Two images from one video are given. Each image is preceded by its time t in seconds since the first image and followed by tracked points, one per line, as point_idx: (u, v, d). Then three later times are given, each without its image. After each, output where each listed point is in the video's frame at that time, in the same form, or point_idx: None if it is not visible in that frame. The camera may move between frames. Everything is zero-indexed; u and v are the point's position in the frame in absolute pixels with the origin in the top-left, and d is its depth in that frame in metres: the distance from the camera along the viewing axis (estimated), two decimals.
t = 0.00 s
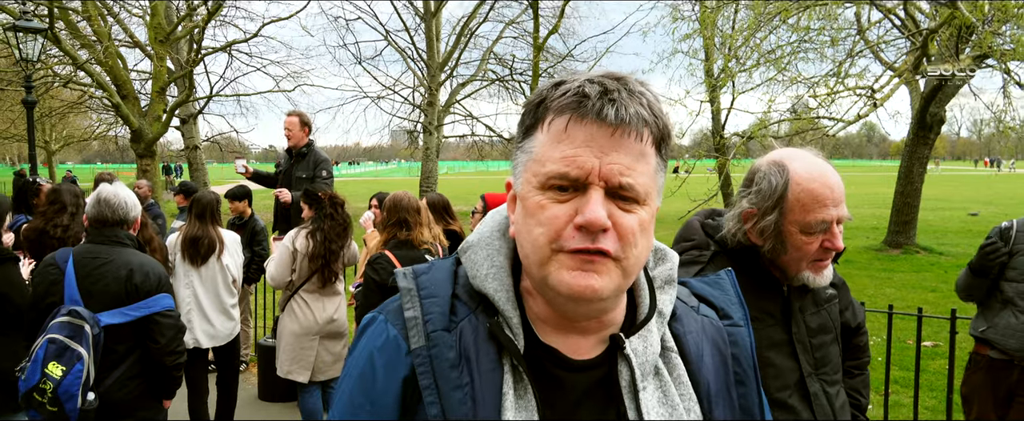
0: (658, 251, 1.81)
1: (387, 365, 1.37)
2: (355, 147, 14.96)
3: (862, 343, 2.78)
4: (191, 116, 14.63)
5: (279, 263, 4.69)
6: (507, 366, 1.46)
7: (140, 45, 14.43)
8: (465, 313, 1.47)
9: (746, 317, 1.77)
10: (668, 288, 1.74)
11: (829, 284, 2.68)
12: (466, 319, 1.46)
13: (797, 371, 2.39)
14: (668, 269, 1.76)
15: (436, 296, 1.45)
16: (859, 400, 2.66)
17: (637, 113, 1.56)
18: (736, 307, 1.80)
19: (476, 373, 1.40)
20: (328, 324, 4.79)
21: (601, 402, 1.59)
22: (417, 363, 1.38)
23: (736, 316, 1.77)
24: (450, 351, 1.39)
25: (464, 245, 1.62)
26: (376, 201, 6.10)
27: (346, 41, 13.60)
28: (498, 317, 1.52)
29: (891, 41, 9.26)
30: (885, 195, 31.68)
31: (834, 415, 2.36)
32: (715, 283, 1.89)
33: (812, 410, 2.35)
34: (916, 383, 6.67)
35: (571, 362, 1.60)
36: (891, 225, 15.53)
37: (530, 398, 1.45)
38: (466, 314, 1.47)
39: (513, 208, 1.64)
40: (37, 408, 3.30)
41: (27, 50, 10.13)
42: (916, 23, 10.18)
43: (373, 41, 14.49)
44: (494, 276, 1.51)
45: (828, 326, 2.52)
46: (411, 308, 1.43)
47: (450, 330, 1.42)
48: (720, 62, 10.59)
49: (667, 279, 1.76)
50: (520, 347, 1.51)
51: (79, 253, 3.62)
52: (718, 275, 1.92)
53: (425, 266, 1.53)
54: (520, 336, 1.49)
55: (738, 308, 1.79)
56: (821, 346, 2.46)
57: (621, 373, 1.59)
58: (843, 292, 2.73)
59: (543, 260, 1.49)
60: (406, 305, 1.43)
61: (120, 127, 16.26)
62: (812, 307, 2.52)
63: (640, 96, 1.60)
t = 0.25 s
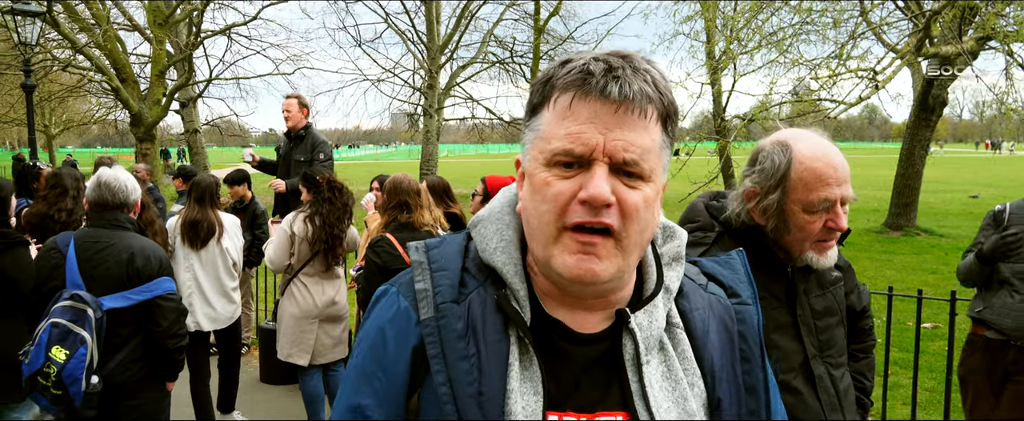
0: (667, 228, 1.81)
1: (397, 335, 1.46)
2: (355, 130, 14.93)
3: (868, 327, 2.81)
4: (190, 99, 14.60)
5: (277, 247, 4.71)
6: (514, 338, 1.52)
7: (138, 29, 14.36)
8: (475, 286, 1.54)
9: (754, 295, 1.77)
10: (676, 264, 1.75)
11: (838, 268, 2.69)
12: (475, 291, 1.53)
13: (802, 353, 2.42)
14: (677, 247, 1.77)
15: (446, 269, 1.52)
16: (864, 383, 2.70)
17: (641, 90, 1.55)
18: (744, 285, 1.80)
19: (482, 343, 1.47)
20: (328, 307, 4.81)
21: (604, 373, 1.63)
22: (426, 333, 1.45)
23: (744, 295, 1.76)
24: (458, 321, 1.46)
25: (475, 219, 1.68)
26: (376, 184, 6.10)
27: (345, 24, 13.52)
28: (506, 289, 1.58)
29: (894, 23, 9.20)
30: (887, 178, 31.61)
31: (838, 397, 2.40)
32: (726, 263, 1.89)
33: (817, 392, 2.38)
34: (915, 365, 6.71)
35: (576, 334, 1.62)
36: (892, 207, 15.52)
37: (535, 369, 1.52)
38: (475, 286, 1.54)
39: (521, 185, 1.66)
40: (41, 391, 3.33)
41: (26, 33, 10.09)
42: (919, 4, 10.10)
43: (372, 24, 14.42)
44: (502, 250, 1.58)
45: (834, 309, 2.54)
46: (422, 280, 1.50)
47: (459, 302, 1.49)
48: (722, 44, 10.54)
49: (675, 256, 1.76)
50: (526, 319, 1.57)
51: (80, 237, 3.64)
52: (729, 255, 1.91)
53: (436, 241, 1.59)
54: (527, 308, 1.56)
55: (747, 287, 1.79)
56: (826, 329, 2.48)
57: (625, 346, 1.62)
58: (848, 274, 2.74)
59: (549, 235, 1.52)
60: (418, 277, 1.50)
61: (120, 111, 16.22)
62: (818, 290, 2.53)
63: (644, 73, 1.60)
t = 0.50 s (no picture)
0: (669, 227, 1.84)
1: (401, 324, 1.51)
2: (352, 124, 14.93)
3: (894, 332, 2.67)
4: (186, 93, 14.58)
5: (271, 243, 4.74)
6: (515, 330, 1.57)
7: (134, 22, 14.32)
8: (478, 278, 1.58)
9: (752, 294, 1.78)
10: (676, 262, 1.79)
11: (860, 269, 2.63)
12: (478, 283, 1.57)
13: (817, 352, 2.37)
14: (678, 245, 1.80)
15: (451, 261, 1.57)
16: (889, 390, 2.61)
17: (640, 92, 1.58)
18: (743, 283, 1.81)
19: (483, 333, 1.51)
20: (323, 302, 4.84)
21: (601, 365, 1.66)
22: (430, 323, 1.49)
23: (743, 294, 1.77)
24: (460, 311, 1.50)
25: (481, 214, 1.73)
26: (373, 178, 6.10)
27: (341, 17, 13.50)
28: (508, 281, 1.63)
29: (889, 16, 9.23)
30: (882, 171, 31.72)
31: (854, 399, 2.34)
32: (727, 262, 1.90)
33: (831, 393, 2.33)
34: (910, 358, 6.77)
35: (576, 327, 1.67)
36: (888, 201, 15.59)
37: (534, 360, 1.56)
38: (478, 278, 1.58)
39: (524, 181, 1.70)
40: (37, 388, 3.34)
41: (20, 26, 10.07)
42: None
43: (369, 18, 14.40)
44: (506, 242, 1.62)
45: (853, 309, 2.48)
46: (428, 270, 1.55)
47: (463, 292, 1.54)
48: (718, 38, 10.57)
49: (676, 254, 1.80)
50: (527, 311, 1.62)
51: (76, 232, 3.66)
52: (731, 254, 1.93)
53: (443, 233, 1.64)
54: (527, 300, 1.60)
55: (746, 285, 1.80)
56: (844, 329, 2.42)
57: (622, 340, 1.66)
58: (873, 276, 2.65)
59: (550, 234, 1.56)
60: (424, 268, 1.55)
61: (116, 105, 16.20)
62: (836, 289, 2.48)
63: (644, 75, 1.63)
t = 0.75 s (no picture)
0: (664, 227, 1.89)
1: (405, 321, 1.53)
2: (351, 124, 14.92)
3: (959, 353, 2.47)
4: (186, 93, 14.56)
5: (271, 244, 4.75)
6: (517, 328, 1.58)
7: (133, 21, 14.30)
8: (480, 277, 1.60)
9: (748, 293, 1.78)
10: (671, 261, 1.82)
11: (919, 282, 2.39)
12: (481, 282, 1.59)
13: (865, 361, 2.22)
14: (672, 244, 1.83)
15: (455, 261, 1.59)
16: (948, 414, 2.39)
17: (636, 91, 1.59)
18: (739, 282, 1.81)
19: (485, 330, 1.53)
20: (323, 303, 4.85)
21: (600, 362, 1.66)
22: (434, 321, 1.51)
23: (738, 293, 1.77)
24: (463, 309, 1.52)
25: (483, 215, 1.76)
26: (373, 180, 6.09)
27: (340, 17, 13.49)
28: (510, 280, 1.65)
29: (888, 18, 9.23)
30: (881, 174, 31.78)
31: (905, 415, 2.17)
32: (724, 263, 1.91)
33: (879, 405, 2.18)
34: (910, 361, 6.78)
35: (576, 325, 1.68)
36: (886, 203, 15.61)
37: (535, 357, 1.57)
38: (481, 277, 1.60)
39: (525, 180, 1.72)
40: (41, 386, 3.35)
41: (20, 25, 10.06)
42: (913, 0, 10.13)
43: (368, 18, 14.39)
44: (509, 243, 1.65)
45: (908, 321, 2.28)
46: (432, 270, 1.57)
47: (465, 292, 1.56)
48: (717, 40, 10.58)
49: (670, 253, 1.83)
50: (530, 310, 1.64)
51: (78, 231, 3.65)
52: (728, 256, 1.94)
53: (446, 235, 1.67)
54: (529, 298, 1.62)
55: (742, 285, 1.80)
56: (897, 341, 2.24)
57: (619, 337, 1.66)
58: (936, 293, 2.45)
59: (549, 227, 1.58)
60: (428, 268, 1.58)
61: (115, 104, 16.16)
62: (890, 299, 2.29)
63: (639, 75, 1.64)
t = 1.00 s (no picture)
0: (668, 221, 1.82)
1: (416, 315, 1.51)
2: (360, 122, 14.94)
3: None
4: (196, 90, 14.63)
5: (278, 242, 4.72)
6: (526, 324, 1.57)
7: (143, 19, 14.37)
8: (489, 274, 1.57)
9: (750, 286, 1.73)
10: (674, 256, 1.76)
11: (1013, 285, 2.44)
12: (489, 279, 1.56)
13: (949, 360, 2.29)
14: (676, 239, 1.77)
15: (463, 258, 1.56)
16: None
17: (635, 89, 1.57)
18: (741, 276, 1.76)
19: (494, 326, 1.51)
20: (330, 299, 4.85)
21: (606, 355, 1.65)
22: (443, 317, 1.50)
23: (741, 286, 1.73)
24: (473, 306, 1.50)
25: (490, 213, 1.74)
26: (381, 177, 6.07)
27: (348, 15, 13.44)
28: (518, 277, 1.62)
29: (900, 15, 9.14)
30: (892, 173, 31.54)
31: (987, 416, 2.26)
32: (727, 256, 1.84)
33: (960, 407, 2.27)
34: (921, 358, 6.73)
35: (581, 321, 1.65)
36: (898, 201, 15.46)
37: (543, 352, 1.56)
38: (489, 274, 1.58)
39: (530, 178, 1.70)
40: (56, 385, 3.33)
41: (31, 23, 10.13)
42: None
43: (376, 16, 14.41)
44: (516, 240, 1.62)
45: (998, 323, 2.36)
46: (441, 268, 1.55)
47: (474, 288, 1.53)
48: (727, 37, 10.50)
49: (674, 248, 1.77)
50: (538, 306, 1.62)
51: (89, 228, 3.63)
52: (730, 249, 1.86)
53: (454, 232, 1.64)
54: (536, 295, 1.60)
55: (744, 278, 1.75)
56: (985, 342, 2.32)
57: (624, 332, 1.64)
58: None
59: (553, 223, 1.56)
60: (437, 266, 1.55)
61: (125, 102, 16.27)
62: (980, 298, 2.36)
63: (639, 73, 1.62)
